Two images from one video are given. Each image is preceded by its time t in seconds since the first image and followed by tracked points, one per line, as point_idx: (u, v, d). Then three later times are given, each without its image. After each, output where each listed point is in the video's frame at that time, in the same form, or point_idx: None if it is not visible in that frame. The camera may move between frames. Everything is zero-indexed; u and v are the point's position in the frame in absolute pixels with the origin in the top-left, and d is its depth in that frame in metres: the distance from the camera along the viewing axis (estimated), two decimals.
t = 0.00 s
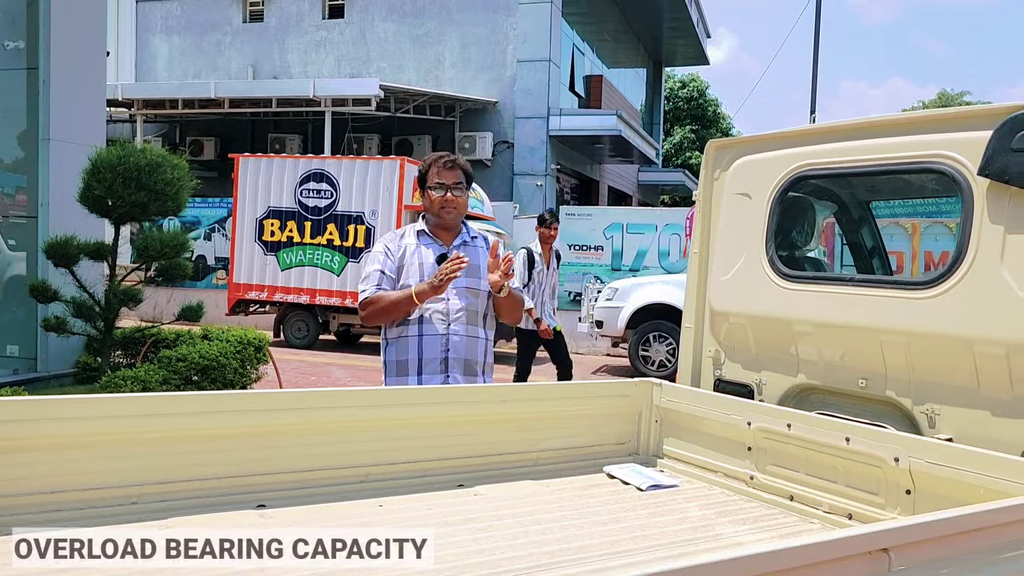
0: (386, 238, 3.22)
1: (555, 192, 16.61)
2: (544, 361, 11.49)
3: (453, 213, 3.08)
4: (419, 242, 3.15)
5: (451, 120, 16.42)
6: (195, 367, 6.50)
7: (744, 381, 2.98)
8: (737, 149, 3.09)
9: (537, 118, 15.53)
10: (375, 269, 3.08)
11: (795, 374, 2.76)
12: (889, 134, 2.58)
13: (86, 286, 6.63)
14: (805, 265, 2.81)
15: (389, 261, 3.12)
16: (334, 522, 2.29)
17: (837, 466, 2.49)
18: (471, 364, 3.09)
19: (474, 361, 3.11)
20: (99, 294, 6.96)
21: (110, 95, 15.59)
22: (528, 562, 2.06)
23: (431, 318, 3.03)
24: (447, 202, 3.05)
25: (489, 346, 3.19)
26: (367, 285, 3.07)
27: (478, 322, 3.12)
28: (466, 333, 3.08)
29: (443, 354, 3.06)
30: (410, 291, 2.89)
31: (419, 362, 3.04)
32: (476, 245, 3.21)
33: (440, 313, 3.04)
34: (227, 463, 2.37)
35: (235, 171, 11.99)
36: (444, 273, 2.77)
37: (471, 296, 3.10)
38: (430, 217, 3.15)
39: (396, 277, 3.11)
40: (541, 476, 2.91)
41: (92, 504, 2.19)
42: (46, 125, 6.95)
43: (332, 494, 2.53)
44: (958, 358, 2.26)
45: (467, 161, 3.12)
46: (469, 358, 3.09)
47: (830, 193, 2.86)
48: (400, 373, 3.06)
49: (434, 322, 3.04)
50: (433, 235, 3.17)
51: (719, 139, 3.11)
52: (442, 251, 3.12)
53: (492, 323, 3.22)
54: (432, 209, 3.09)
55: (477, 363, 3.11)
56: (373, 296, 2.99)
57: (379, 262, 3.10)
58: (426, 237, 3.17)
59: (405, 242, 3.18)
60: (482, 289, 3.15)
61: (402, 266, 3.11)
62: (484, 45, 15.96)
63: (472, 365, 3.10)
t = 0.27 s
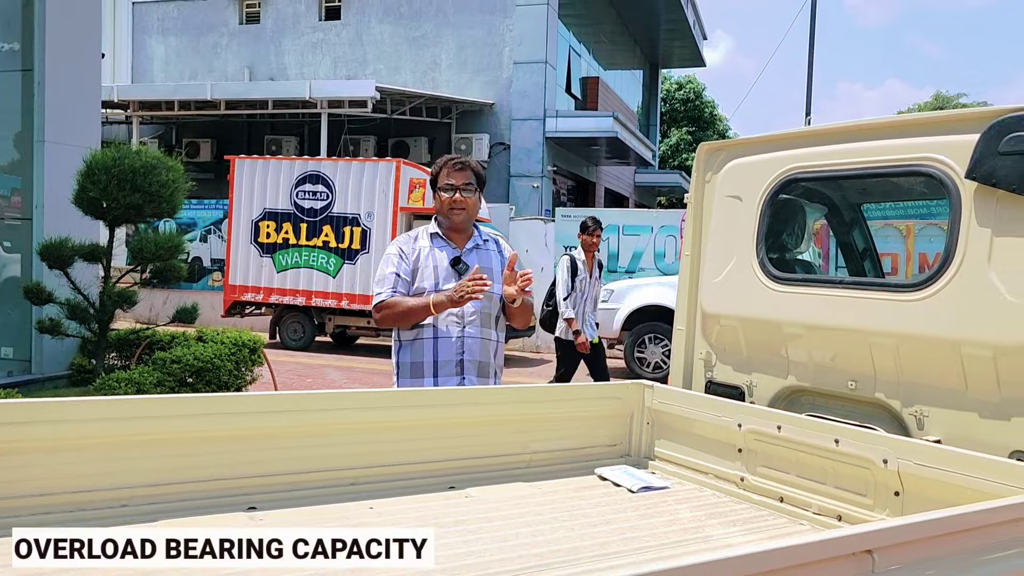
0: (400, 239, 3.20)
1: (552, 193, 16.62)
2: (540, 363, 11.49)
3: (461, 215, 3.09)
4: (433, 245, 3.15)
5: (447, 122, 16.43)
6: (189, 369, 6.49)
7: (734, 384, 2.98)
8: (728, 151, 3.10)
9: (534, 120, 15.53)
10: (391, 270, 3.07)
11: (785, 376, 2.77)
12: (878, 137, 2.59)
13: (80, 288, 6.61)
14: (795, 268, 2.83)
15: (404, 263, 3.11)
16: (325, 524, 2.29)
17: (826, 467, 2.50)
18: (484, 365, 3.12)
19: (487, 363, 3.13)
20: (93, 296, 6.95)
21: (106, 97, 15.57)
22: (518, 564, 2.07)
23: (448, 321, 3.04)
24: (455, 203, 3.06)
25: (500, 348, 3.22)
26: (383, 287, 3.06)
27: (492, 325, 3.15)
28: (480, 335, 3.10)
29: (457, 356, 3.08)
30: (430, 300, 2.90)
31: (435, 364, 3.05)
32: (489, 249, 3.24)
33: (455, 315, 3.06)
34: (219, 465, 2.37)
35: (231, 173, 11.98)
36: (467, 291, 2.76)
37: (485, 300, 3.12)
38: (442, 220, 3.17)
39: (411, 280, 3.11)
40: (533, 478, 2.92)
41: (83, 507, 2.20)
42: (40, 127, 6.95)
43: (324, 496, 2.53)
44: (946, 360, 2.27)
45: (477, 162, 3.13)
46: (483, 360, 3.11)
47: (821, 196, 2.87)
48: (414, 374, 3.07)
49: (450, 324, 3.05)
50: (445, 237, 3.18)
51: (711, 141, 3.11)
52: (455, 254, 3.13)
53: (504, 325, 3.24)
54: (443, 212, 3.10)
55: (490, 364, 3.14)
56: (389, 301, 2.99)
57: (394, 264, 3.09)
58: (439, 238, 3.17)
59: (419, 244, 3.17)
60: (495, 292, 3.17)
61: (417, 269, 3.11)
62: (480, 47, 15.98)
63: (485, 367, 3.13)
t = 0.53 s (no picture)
0: (414, 242, 3.21)
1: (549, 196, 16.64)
2: (537, 366, 11.50)
3: (475, 221, 3.13)
4: (448, 249, 3.17)
5: (445, 125, 16.46)
6: (185, 372, 6.49)
7: (727, 387, 2.99)
8: (721, 155, 3.11)
9: (531, 123, 15.55)
10: (408, 272, 3.08)
11: (777, 379, 2.78)
12: (868, 142, 2.60)
13: (76, 291, 6.61)
14: (785, 271, 2.83)
15: (420, 265, 3.12)
16: (319, 525, 2.31)
17: (817, 470, 2.51)
18: (496, 369, 3.14)
19: (499, 367, 3.15)
20: (89, 299, 6.95)
21: (104, 100, 15.56)
22: (510, 566, 2.07)
23: (462, 324, 3.06)
24: (470, 211, 3.09)
25: (512, 352, 3.24)
26: (399, 288, 3.06)
27: (504, 329, 3.18)
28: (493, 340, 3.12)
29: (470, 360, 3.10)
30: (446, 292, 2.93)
31: (448, 367, 3.06)
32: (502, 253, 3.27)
33: (469, 319, 3.07)
34: (212, 468, 2.38)
35: (228, 176, 11.97)
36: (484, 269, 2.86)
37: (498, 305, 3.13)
38: (456, 223, 3.19)
39: (426, 283, 3.12)
40: (527, 481, 2.93)
41: (75, 510, 2.20)
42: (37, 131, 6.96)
43: (317, 499, 2.54)
44: (935, 363, 2.27)
45: (493, 168, 3.11)
46: (496, 364, 3.14)
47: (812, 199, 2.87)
48: (427, 376, 3.07)
49: (463, 328, 3.07)
50: (459, 240, 3.21)
51: (704, 145, 3.13)
52: (469, 259, 3.17)
53: (515, 329, 3.27)
54: (457, 215, 3.13)
55: (502, 368, 3.17)
56: (404, 300, 2.99)
57: (410, 266, 3.10)
58: (453, 243, 3.20)
59: (434, 247, 3.19)
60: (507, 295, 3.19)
61: (434, 271, 3.13)
62: (478, 50, 16.01)
63: (498, 370, 3.15)
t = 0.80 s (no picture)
0: (427, 248, 3.24)
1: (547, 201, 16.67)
2: (535, 371, 11.51)
3: (488, 238, 3.15)
4: (460, 260, 3.19)
5: (444, 130, 16.50)
6: (183, 377, 6.50)
7: (719, 392, 3.01)
8: (714, 160, 3.13)
9: (530, 127, 15.58)
10: (418, 282, 3.13)
11: (769, 384, 2.80)
12: (857, 148, 2.62)
13: (74, 296, 6.62)
14: (778, 277, 2.84)
15: (431, 275, 3.16)
16: (315, 528, 2.34)
17: (808, 474, 2.52)
18: (498, 380, 3.19)
19: (501, 378, 3.20)
20: (87, 304, 6.96)
21: (102, 105, 15.58)
22: (502, 569, 2.09)
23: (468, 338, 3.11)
24: (484, 227, 3.11)
25: (516, 363, 3.28)
26: (410, 297, 3.12)
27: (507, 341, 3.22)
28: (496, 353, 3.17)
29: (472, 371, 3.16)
30: (459, 323, 2.99)
31: (450, 377, 3.12)
32: (513, 266, 3.29)
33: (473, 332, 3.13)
34: (207, 473, 2.39)
35: (227, 181, 11.99)
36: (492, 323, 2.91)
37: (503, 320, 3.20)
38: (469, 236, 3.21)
39: (435, 294, 3.17)
40: (522, 486, 2.94)
41: (69, 515, 2.21)
42: (36, 136, 6.98)
43: (312, 503, 2.55)
44: (924, 367, 2.28)
45: (512, 184, 3.17)
46: (498, 375, 3.18)
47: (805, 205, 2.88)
48: (429, 384, 3.15)
49: (468, 342, 3.13)
50: (472, 253, 3.21)
51: (696, 151, 3.15)
52: (478, 271, 3.19)
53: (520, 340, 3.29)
54: (471, 230, 3.16)
55: (505, 379, 3.21)
56: (415, 315, 3.07)
57: (421, 275, 3.14)
58: (465, 254, 3.21)
59: (446, 256, 3.21)
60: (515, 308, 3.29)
61: (444, 282, 3.17)
62: (477, 55, 16.05)
63: (500, 382, 3.19)
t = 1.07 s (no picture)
0: (432, 254, 3.25)
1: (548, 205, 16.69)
2: (536, 374, 11.53)
3: (494, 243, 3.17)
4: (464, 267, 3.20)
5: (445, 134, 16.54)
6: (184, 381, 6.52)
7: (716, 395, 3.02)
8: (709, 165, 3.16)
9: (531, 132, 15.61)
10: (420, 288, 3.16)
11: (764, 387, 2.81)
12: (851, 153, 2.64)
13: (76, 300, 6.64)
14: (773, 280, 2.86)
15: (434, 281, 3.18)
16: (315, 529, 2.36)
17: (802, 476, 2.54)
18: (498, 386, 3.20)
19: (501, 384, 3.21)
20: (89, 308, 7.00)
21: (105, 110, 15.62)
22: (497, 570, 2.11)
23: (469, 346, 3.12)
24: (490, 232, 3.14)
25: (518, 369, 3.29)
26: (412, 303, 3.15)
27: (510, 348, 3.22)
28: (496, 360, 3.18)
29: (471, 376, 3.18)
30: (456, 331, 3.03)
31: (449, 382, 3.15)
32: (518, 272, 3.29)
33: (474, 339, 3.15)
34: (204, 476, 2.41)
35: (228, 186, 12.02)
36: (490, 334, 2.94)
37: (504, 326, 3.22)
38: (474, 244, 3.23)
39: (437, 299, 3.19)
40: (518, 489, 2.95)
41: (68, 517, 2.23)
42: (37, 141, 7.01)
43: (309, 506, 2.56)
44: (917, 370, 2.29)
45: (517, 190, 3.19)
46: (497, 382, 3.20)
47: (800, 209, 2.89)
48: (430, 387, 3.19)
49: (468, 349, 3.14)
50: (477, 260, 3.22)
51: (692, 155, 3.17)
52: (482, 278, 3.21)
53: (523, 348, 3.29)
54: (476, 236, 3.18)
55: (504, 385, 3.21)
56: (417, 320, 3.10)
57: (424, 281, 3.17)
58: (470, 261, 3.22)
59: (450, 263, 3.22)
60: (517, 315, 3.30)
61: (447, 288, 3.19)
62: (478, 60, 16.10)
63: (499, 387, 3.21)
